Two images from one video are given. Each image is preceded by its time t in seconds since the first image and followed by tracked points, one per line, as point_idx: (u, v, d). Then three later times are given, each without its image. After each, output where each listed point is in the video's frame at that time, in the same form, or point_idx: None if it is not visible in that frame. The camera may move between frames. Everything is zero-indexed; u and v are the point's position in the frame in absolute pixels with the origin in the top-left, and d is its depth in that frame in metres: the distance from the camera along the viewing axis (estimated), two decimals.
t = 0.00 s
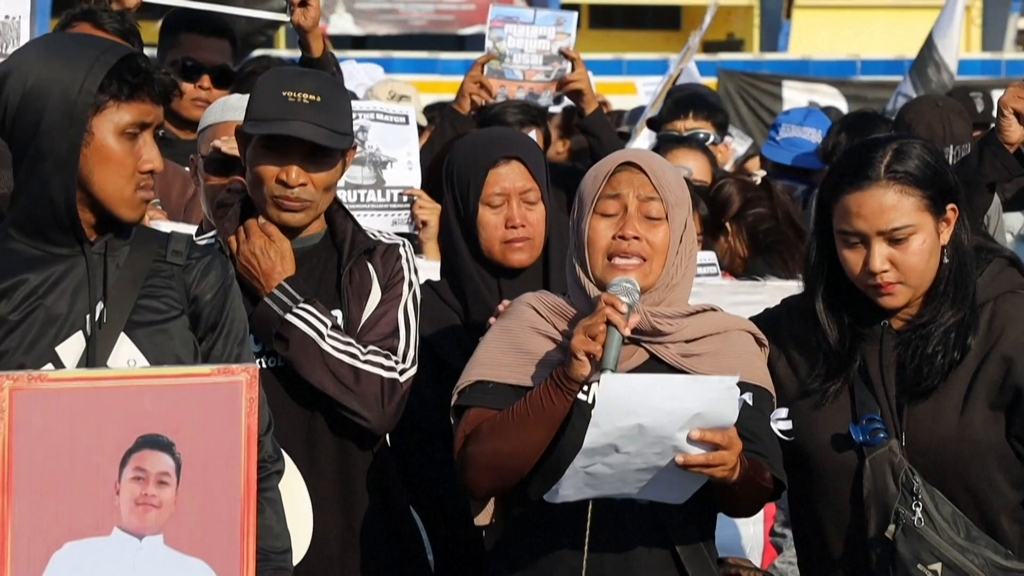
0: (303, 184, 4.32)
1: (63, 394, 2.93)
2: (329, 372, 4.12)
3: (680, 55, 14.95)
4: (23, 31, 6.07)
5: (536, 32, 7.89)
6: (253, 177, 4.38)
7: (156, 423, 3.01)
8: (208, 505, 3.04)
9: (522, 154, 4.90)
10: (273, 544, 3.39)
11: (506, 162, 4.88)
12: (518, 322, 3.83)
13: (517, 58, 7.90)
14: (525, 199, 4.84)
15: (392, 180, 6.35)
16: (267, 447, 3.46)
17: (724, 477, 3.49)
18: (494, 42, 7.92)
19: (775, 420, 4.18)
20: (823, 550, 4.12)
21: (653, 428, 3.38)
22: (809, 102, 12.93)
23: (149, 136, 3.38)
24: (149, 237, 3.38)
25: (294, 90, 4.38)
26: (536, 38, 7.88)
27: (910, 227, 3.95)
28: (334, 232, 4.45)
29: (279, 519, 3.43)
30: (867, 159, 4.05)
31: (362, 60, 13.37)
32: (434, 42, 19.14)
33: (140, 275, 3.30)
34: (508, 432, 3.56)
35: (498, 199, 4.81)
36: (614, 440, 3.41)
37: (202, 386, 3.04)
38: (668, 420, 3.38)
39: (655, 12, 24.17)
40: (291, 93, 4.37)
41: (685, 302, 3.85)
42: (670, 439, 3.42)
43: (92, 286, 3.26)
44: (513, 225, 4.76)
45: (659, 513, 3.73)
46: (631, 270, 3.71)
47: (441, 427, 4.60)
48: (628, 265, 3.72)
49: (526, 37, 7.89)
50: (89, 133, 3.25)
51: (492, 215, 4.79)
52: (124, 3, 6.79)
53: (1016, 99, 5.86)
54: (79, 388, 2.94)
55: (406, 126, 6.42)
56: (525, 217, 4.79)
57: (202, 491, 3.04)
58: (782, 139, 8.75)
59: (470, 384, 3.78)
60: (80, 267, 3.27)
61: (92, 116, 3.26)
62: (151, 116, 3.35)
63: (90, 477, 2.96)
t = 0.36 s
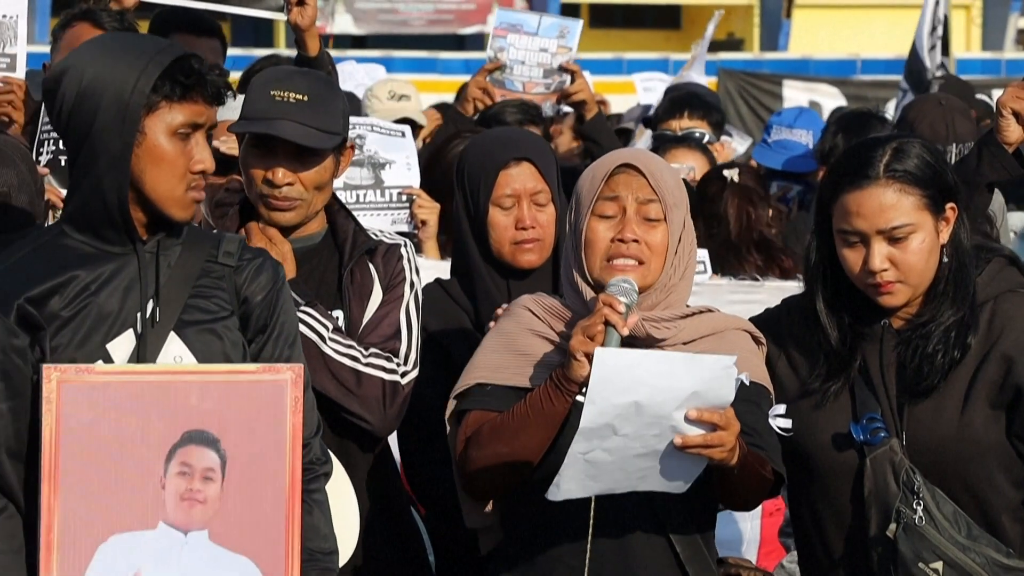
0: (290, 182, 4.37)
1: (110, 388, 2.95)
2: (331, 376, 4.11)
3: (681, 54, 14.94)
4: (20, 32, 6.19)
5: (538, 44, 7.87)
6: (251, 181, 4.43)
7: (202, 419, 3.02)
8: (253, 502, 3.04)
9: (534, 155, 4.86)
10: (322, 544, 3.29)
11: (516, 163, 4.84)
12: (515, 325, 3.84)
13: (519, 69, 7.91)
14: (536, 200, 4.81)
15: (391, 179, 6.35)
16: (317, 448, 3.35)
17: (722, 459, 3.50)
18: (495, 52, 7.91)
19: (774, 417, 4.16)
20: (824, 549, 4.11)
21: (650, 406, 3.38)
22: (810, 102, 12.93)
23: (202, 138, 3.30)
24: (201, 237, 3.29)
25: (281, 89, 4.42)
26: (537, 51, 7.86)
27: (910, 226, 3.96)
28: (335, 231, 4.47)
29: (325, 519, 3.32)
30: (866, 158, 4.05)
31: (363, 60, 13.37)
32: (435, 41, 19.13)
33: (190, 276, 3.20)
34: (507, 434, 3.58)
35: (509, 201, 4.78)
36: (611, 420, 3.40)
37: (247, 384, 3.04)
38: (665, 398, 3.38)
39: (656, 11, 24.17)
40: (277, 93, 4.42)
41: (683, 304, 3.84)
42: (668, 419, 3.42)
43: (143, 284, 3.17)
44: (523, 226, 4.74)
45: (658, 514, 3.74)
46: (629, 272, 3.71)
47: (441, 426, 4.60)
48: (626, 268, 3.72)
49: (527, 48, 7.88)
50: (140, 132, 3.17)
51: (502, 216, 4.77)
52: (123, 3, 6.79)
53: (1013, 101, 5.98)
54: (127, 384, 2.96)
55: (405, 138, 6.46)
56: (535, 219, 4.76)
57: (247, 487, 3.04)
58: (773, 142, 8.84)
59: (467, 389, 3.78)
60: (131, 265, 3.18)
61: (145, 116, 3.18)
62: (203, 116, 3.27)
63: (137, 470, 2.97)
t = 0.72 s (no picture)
0: (296, 174, 4.45)
1: (131, 381, 2.95)
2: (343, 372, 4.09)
3: (690, 48, 14.92)
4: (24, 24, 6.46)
5: (548, 54, 7.91)
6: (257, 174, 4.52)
7: (223, 413, 3.02)
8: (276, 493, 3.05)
9: (554, 150, 4.91)
10: (364, 540, 3.29)
11: (538, 157, 4.89)
12: (523, 319, 3.85)
13: (528, 78, 7.93)
14: (557, 194, 4.86)
15: (398, 173, 6.34)
16: (359, 444, 3.36)
17: (734, 463, 3.51)
18: (506, 59, 7.94)
19: (782, 414, 4.16)
20: (831, 543, 4.11)
21: (662, 411, 3.41)
22: (818, 96, 12.91)
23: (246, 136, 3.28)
24: (247, 236, 3.30)
25: (286, 82, 4.54)
26: (547, 61, 7.90)
27: (918, 219, 3.96)
28: (345, 225, 4.51)
29: (367, 514, 3.33)
30: (874, 151, 4.05)
31: (371, 54, 13.35)
32: (443, 36, 19.10)
33: (234, 273, 3.22)
34: (517, 429, 3.58)
35: (530, 194, 4.84)
36: (623, 425, 3.42)
37: (268, 375, 3.05)
38: (677, 403, 3.41)
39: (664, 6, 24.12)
40: (283, 85, 4.53)
41: (694, 300, 3.85)
42: (680, 424, 3.44)
43: (185, 281, 3.17)
44: (544, 221, 4.78)
45: (665, 507, 3.74)
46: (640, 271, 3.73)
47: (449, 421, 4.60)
48: (638, 268, 3.74)
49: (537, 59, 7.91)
50: (182, 129, 3.17)
51: (523, 210, 4.81)
52: None
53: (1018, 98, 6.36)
54: (148, 378, 2.96)
55: (413, 131, 6.42)
56: (556, 213, 4.80)
57: (271, 479, 3.05)
58: (780, 135, 8.78)
59: (478, 384, 3.79)
60: (173, 262, 3.19)
61: (188, 112, 3.17)
62: (247, 114, 3.25)
63: (160, 464, 2.98)
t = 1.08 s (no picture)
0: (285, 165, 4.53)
1: (142, 380, 3.01)
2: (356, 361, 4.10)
3: (698, 41, 14.89)
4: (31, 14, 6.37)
5: (555, 36, 7.99)
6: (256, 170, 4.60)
7: (233, 410, 3.07)
8: (286, 490, 3.10)
9: (571, 141, 4.94)
10: (377, 538, 3.30)
11: (553, 149, 4.91)
12: (532, 315, 3.85)
13: (536, 62, 8.00)
14: (572, 185, 4.89)
15: (405, 165, 6.36)
16: (380, 441, 3.37)
17: (744, 457, 3.52)
18: (518, 43, 8.03)
19: (788, 408, 4.19)
20: (838, 535, 4.11)
21: (674, 406, 3.42)
22: (827, 89, 12.88)
23: (271, 131, 3.32)
24: (271, 232, 3.34)
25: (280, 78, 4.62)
26: (553, 43, 7.99)
27: (926, 211, 3.96)
28: (354, 218, 4.61)
29: (382, 510, 3.33)
30: (882, 142, 4.06)
31: (379, 46, 13.33)
32: (451, 30, 19.07)
33: (258, 267, 3.26)
34: (523, 423, 3.60)
35: (544, 186, 4.86)
36: (635, 419, 3.43)
37: (279, 374, 3.09)
38: (689, 398, 3.41)
39: None
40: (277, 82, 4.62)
41: (703, 294, 3.86)
42: (692, 418, 3.45)
43: (206, 274, 3.23)
44: (559, 212, 4.81)
45: (672, 501, 3.75)
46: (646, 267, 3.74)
47: (457, 413, 4.61)
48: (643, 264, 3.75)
49: (545, 42, 7.99)
50: (204, 123, 3.21)
51: (538, 201, 4.84)
52: None
53: None
54: (157, 377, 3.02)
55: (420, 120, 6.47)
56: (570, 205, 4.83)
57: (281, 477, 3.10)
58: (784, 128, 8.77)
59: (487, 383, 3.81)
60: (196, 254, 3.25)
61: (209, 106, 3.21)
62: (270, 109, 3.29)
63: (172, 461, 3.04)
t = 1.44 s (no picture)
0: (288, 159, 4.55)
1: (152, 376, 3.02)
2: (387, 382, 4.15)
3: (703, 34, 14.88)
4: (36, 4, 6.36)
5: (554, 12, 7.78)
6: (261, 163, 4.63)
7: (244, 407, 3.08)
8: (295, 489, 3.10)
9: (578, 133, 4.95)
10: (383, 533, 3.29)
11: (561, 142, 4.92)
12: (538, 309, 3.85)
13: (537, 40, 7.83)
14: (580, 177, 4.89)
15: (410, 158, 6.33)
16: (388, 436, 3.37)
17: (752, 452, 3.52)
18: (513, 25, 7.82)
19: (796, 400, 4.14)
20: (844, 528, 4.11)
21: (683, 401, 3.42)
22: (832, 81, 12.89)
23: (282, 128, 3.30)
24: (281, 225, 3.34)
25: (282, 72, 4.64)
26: (553, 19, 7.78)
27: (934, 203, 3.96)
28: (359, 211, 4.62)
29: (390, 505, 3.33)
30: (891, 134, 4.05)
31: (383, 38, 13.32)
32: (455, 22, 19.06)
33: (268, 260, 3.27)
34: (528, 417, 3.59)
35: (552, 177, 4.88)
36: (644, 414, 3.44)
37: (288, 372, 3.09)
38: (698, 394, 3.42)
39: None
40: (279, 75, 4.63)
41: (708, 286, 3.84)
42: (700, 413, 3.45)
43: (216, 267, 3.24)
44: (566, 204, 4.82)
45: (678, 494, 3.74)
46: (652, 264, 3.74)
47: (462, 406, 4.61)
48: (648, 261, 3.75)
49: (544, 19, 7.79)
50: (214, 118, 3.20)
51: (546, 193, 4.86)
52: None
53: None
54: (169, 374, 3.03)
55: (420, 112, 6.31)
56: (578, 197, 4.83)
57: (289, 475, 3.10)
58: (775, 118, 8.76)
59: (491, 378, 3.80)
60: (204, 246, 3.25)
61: (219, 101, 3.21)
62: (282, 104, 3.27)
63: (181, 456, 3.05)
